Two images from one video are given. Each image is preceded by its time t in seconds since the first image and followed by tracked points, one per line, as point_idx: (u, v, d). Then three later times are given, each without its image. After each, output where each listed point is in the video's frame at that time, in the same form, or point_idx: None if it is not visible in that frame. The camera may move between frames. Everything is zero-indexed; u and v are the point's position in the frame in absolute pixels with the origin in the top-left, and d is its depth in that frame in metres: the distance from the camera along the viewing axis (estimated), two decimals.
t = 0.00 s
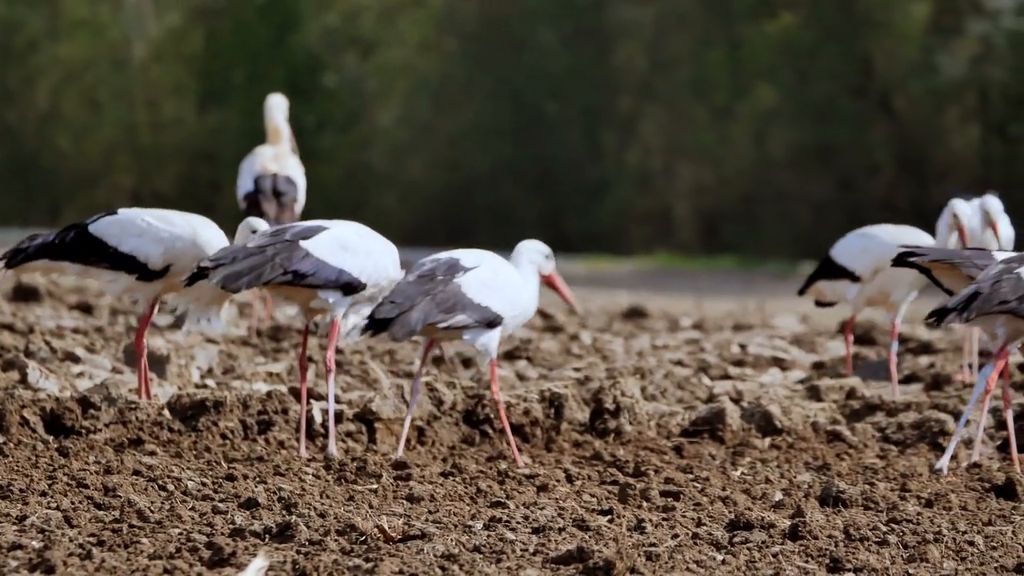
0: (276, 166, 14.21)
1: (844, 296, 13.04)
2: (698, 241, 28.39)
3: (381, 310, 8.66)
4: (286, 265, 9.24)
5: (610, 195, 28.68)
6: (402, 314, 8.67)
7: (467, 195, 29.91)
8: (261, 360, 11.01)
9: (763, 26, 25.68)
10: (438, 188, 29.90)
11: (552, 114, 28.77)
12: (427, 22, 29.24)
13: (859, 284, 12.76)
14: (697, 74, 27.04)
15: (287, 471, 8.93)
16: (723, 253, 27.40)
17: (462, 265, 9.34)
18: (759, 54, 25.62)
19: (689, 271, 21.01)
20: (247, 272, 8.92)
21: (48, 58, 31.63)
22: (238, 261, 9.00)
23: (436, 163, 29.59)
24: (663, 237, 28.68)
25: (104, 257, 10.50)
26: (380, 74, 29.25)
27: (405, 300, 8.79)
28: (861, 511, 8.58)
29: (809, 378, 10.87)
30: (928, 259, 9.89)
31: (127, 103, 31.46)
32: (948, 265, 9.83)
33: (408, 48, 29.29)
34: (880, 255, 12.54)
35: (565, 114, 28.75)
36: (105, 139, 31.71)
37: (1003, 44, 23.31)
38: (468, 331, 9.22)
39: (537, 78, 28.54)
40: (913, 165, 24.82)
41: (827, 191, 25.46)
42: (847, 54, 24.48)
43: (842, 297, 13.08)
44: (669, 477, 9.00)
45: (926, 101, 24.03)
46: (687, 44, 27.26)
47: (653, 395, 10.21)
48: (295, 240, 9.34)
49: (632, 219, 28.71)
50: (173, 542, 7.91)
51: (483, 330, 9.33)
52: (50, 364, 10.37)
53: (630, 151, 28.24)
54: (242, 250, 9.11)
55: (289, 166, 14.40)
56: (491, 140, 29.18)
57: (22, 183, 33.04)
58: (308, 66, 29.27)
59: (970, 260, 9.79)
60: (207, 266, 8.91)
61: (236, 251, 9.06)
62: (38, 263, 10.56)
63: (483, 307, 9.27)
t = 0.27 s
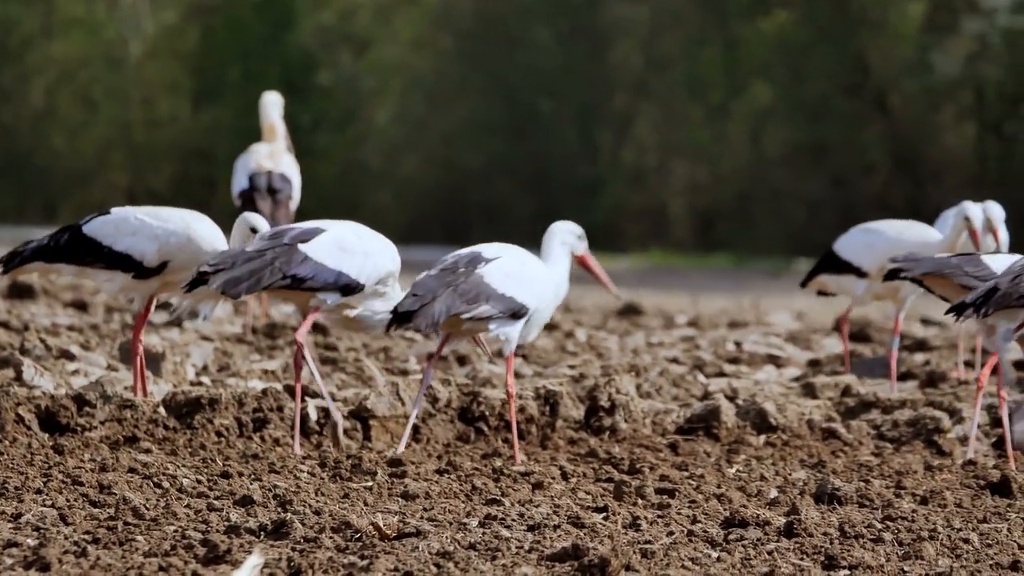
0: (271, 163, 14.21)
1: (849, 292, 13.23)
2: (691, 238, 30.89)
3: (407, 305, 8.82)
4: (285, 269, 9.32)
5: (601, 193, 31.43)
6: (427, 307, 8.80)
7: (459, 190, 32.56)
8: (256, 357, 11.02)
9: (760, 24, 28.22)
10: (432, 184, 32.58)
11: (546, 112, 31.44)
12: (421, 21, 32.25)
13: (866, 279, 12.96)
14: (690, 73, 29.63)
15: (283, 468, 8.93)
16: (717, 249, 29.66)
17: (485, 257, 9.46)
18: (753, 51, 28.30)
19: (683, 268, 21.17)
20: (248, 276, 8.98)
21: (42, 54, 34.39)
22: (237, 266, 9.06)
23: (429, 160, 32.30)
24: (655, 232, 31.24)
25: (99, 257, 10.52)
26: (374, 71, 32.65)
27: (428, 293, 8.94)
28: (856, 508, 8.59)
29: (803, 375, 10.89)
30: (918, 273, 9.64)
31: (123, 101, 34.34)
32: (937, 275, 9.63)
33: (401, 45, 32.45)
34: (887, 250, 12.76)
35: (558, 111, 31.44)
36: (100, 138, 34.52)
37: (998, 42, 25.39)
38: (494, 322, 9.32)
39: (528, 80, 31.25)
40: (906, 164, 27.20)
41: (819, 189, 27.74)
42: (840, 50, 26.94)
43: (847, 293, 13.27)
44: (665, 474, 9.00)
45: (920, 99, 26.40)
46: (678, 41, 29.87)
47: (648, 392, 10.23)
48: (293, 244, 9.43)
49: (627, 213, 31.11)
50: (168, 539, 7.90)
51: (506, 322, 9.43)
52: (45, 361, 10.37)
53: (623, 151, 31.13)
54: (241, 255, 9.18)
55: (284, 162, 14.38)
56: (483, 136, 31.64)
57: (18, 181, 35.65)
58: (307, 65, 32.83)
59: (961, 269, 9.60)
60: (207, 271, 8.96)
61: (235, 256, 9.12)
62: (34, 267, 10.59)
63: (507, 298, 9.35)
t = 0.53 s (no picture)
0: (260, 162, 14.19)
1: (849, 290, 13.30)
2: (682, 237, 29.67)
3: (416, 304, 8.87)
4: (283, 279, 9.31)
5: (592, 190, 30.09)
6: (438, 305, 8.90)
7: (450, 189, 31.21)
8: (246, 356, 10.99)
9: (750, 23, 27.07)
10: (423, 184, 31.29)
11: (538, 111, 30.19)
12: (412, 18, 31.15)
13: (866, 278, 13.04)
14: (681, 73, 28.39)
15: (272, 467, 8.93)
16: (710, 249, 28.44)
17: (498, 253, 9.63)
18: (747, 49, 27.00)
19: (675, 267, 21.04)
20: (247, 289, 8.93)
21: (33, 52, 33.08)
22: (235, 279, 9.00)
23: (420, 159, 31.12)
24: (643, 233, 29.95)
25: (94, 258, 10.50)
26: (365, 71, 31.30)
27: (439, 290, 9.04)
28: (846, 507, 8.60)
29: (794, 373, 10.86)
30: (908, 269, 8.97)
31: (112, 99, 33.34)
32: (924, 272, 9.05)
33: (393, 45, 31.30)
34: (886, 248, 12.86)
35: (549, 108, 30.17)
36: (92, 137, 33.55)
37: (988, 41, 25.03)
38: (504, 318, 9.49)
39: (521, 76, 30.00)
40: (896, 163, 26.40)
41: (812, 188, 26.77)
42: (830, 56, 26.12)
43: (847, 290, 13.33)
44: (655, 473, 8.99)
45: (911, 97, 25.70)
46: (670, 40, 28.57)
47: (638, 390, 10.23)
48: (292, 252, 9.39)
49: (620, 212, 29.73)
50: (158, 538, 7.91)
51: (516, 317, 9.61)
52: (34, 360, 10.35)
53: (612, 149, 29.71)
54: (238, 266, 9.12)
55: (274, 161, 14.40)
56: (473, 134, 30.46)
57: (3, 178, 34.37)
58: (295, 64, 31.41)
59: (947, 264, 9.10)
60: (206, 285, 8.89)
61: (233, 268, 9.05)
62: (28, 271, 10.49)
63: (520, 294, 9.53)
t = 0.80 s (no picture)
0: (243, 160, 14.22)
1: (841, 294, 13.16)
2: (665, 235, 28.58)
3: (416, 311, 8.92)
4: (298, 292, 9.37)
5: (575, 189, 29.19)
6: (437, 312, 8.95)
7: (429, 187, 30.32)
8: (228, 353, 10.99)
9: (732, 22, 26.62)
10: (405, 183, 30.46)
11: (520, 109, 29.27)
12: (391, 15, 30.32)
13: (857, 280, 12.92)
14: (662, 70, 27.72)
15: (255, 464, 8.93)
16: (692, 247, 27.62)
17: (497, 254, 9.64)
18: (728, 47, 26.65)
19: (661, 266, 21.00)
20: (260, 306, 9.01)
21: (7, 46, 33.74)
22: (249, 295, 9.09)
23: (402, 155, 30.28)
24: (623, 233, 29.09)
25: (87, 258, 10.56)
26: (347, 68, 30.87)
27: (437, 294, 9.09)
28: (828, 504, 8.60)
29: (776, 370, 10.87)
30: (889, 268, 8.95)
31: (92, 96, 33.59)
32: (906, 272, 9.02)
33: (375, 42, 30.56)
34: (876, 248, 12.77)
35: (532, 106, 29.26)
36: (72, 134, 33.84)
37: (971, 38, 24.51)
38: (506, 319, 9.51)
39: (505, 71, 29.01)
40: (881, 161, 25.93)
41: (792, 183, 26.28)
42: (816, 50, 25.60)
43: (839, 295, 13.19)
44: (637, 470, 9.00)
45: (894, 95, 25.20)
46: (652, 37, 28.08)
47: (620, 388, 10.23)
48: (306, 264, 9.44)
49: (602, 211, 28.97)
50: (140, 535, 7.90)
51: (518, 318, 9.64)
52: (17, 357, 10.34)
53: (596, 147, 28.98)
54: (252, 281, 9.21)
55: (257, 158, 14.41)
56: (453, 131, 29.56)
57: None
58: (277, 61, 31.39)
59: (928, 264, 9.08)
60: (221, 303, 8.98)
61: (246, 284, 9.14)
62: (22, 277, 10.62)
63: (520, 294, 9.53)
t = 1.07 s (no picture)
0: (226, 158, 14.23)
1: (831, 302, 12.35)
2: (647, 234, 28.47)
3: (413, 316, 8.85)
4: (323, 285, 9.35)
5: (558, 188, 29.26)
6: (434, 320, 8.85)
7: (411, 190, 30.07)
8: (210, 352, 10.98)
9: (714, 19, 26.29)
10: (389, 183, 30.18)
11: (502, 107, 29.18)
12: (375, 17, 30.23)
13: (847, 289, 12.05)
14: (644, 68, 27.67)
15: (237, 464, 8.92)
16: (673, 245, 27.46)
17: (491, 259, 9.50)
18: (709, 45, 26.28)
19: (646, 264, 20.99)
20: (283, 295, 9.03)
21: None
22: (272, 286, 9.13)
23: (385, 155, 30.01)
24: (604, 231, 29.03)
25: (85, 260, 10.41)
26: (329, 67, 30.88)
27: (432, 302, 8.96)
28: (810, 503, 8.61)
29: (757, 370, 10.88)
30: (873, 260, 8.94)
31: (77, 96, 33.43)
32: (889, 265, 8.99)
33: (358, 42, 30.50)
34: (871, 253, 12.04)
35: (515, 105, 29.25)
36: (56, 133, 33.62)
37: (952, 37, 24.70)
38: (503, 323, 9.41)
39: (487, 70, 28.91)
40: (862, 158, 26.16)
41: (776, 180, 26.29)
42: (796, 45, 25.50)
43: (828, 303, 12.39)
44: (619, 470, 9.00)
45: (876, 94, 25.50)
46: (635, 36, 28.05)
47: (602, 387, 10.23)
48: (328, 257, 9.42)
49: (584, 210, 28.86)
50: (122, 535, 7.90)
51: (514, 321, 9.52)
52: None
53: (578, 147, 28.90)
54: (276, 272, 9.25)
55: (239, 158, 14.39)
56: (433, 131, 29.25)
57: None
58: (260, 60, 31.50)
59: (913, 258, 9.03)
60: (245, 291, 9.02)
61: (270, 275, 9.19)
62: (19, 281, 10.43)
63: (515, 299, 9.43)
